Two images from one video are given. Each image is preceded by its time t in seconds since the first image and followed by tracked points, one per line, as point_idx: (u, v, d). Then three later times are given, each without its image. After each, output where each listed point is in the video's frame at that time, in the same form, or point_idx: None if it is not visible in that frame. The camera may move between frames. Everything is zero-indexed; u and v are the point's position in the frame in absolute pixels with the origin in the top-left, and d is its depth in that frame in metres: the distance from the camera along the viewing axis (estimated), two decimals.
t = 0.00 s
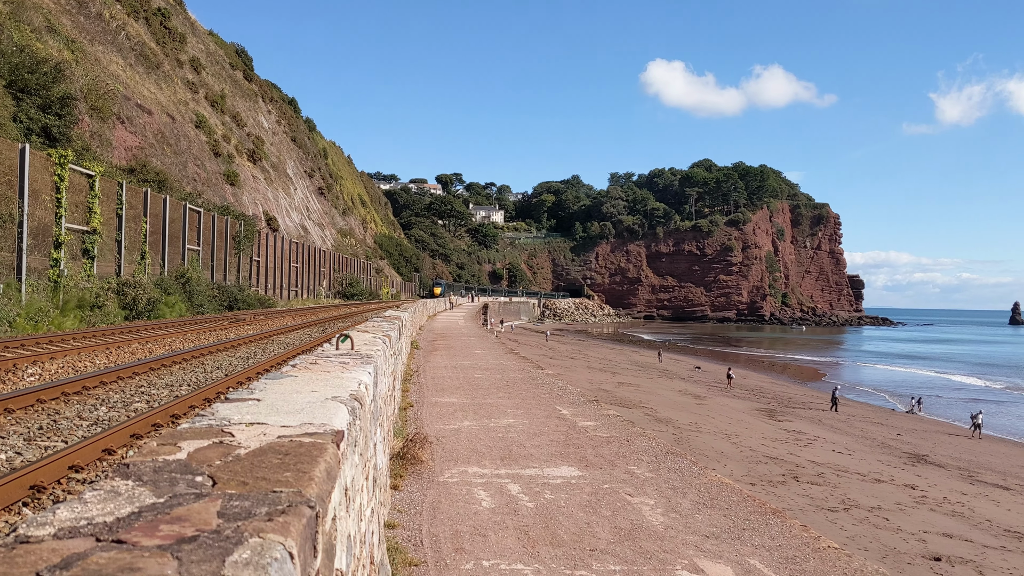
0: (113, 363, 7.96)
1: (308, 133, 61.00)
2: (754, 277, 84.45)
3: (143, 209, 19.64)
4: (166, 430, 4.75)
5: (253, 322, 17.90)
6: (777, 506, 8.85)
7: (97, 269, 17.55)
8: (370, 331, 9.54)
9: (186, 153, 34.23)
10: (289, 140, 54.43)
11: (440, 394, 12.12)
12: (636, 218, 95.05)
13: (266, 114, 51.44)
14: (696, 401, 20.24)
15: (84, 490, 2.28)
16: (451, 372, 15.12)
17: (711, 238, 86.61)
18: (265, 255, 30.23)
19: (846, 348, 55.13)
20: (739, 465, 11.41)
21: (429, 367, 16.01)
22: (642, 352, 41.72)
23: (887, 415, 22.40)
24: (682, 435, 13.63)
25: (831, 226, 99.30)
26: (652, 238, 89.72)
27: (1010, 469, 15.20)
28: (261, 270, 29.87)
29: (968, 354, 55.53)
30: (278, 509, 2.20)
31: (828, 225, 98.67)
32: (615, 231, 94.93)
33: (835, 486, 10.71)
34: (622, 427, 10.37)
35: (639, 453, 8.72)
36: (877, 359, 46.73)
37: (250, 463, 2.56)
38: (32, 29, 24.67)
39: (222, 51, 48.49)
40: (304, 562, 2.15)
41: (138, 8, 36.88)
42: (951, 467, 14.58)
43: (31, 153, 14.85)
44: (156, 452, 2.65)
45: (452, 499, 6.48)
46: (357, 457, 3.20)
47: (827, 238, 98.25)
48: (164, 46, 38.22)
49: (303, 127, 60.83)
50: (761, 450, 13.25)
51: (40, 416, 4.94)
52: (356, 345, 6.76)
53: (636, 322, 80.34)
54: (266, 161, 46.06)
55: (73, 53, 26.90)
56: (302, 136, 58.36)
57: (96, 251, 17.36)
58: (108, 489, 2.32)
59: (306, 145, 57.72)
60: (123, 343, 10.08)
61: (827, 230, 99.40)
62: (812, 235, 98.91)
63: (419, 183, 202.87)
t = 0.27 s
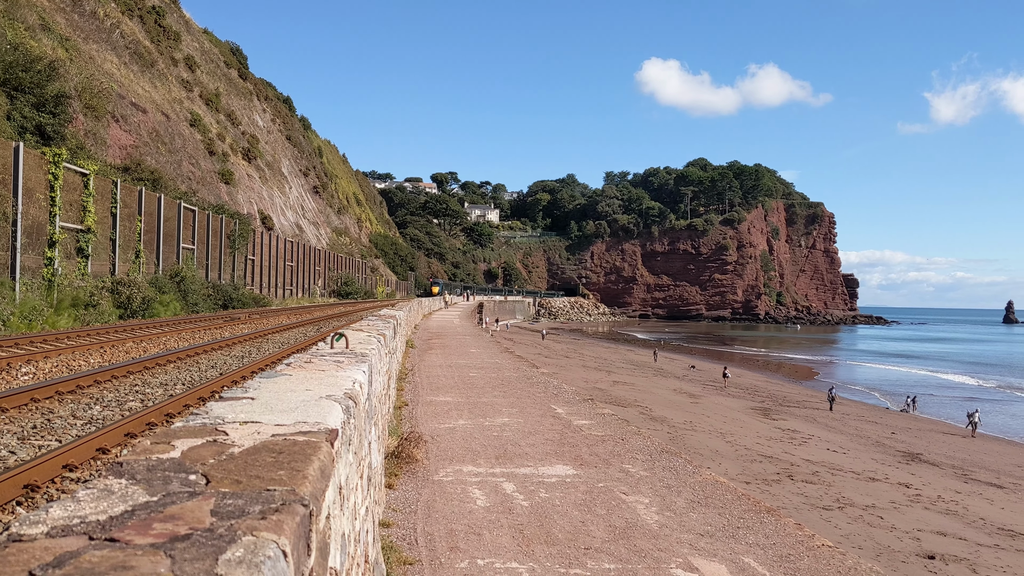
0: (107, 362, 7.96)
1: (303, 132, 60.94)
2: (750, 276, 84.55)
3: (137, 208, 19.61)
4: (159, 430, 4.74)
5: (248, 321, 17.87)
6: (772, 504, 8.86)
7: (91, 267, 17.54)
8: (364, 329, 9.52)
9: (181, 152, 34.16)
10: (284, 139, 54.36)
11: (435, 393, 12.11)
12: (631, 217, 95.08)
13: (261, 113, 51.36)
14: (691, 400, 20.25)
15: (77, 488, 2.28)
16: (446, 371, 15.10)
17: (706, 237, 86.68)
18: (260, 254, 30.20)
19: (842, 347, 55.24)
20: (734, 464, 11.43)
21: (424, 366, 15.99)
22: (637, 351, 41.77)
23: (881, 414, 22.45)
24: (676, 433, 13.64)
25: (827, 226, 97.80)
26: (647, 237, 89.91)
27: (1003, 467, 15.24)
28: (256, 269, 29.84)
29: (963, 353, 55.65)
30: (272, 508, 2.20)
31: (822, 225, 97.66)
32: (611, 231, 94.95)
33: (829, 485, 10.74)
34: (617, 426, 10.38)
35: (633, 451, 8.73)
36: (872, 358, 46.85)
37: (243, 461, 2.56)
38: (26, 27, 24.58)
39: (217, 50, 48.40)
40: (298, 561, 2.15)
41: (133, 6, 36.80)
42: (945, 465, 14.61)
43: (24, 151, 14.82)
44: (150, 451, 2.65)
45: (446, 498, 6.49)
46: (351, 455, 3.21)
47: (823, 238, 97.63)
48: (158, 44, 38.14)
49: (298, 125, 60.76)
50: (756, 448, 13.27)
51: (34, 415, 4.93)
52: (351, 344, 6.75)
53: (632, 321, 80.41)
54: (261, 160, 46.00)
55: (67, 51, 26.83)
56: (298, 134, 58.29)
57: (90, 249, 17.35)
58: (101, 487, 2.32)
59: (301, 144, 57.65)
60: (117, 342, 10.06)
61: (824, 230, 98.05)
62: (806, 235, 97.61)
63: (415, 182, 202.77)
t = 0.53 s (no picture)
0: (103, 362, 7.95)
1: (299, 131, 60.91)
2: (746, 275, 84.67)
3: (134, 207, 19.59)
4: (155, 429, 4.74)
5: (245, 320, 17.84)
6: (768, 504, 8.87)
7: (88, 266, 17.53)
8: (360, 329, 9.52)
9: (177, 152, 34.11)
10: (281, 138, 54.33)
11: (431, 392, 12.11)
12: (628, 216, 95.14)
13: (257, 112, 51.32)
14: (687, 400, 20.27)
15: (73, 488, 2.28)
16: (442, 370, 15.09)
17: (702, 237, 86.76)
18: (256, 253, 30.17)
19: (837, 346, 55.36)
20: (730, 463, 11.45)
21: (420, 365, 15.98)
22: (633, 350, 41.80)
23: (877, 413, 22.47)
24: (673, 433, 13.65)
25: (822, 225, 99.30)
26: (644, 237, 90.85)
27: (999, 467, 15.27)
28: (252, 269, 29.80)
29: (958, 353, 55.80)
30: (269, 507, 2.20)
31: (819, 224, 98.78)
32: (607, 230, 94.99)
33: (826, 484, 10.75)
34: (613, 425, 10.39)
35: (630, 451, 8.74)
36: (867, 357, 46.98)
37: (240, 461, 2.56)
38: (23, 26, 24.50)
39: (214, 49, 48.33)
40: (294, 560, 2.15)
41: (129, 5, 36.73)
42: (941, 464, 14.64)
43: (20, 150, 14.79)
44: (146, 450, 2.65)
45: (443, 497, 6.49)
46: (347, 455, 3.21)
47: (819, 238, 98.27)
48: (154, 43, 38.08)
49: (295, 125, 60.72)
50: (752, 448, 13.28)
51: (30, 415, 4.92)
52: (348, 343, 6.75)
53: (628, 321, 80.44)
54: (258, 159, 45.96)
55: (63, 50, 26.79)
56: (294, 134, 58.24)
57: (87, 249, 17.33)
58: (97, 487, 2.32)
59: (297, 144, 57.61)
60: (113, 342, 10.05)
61: (819, 229, 99.31)
62: (803, 233, 99.03)
63: (411, 182, 202.74)
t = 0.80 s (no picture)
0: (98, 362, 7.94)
1: (296, 131, 60.85)
2: (743, 276, 84.76)
3: (130, 207, 19.55)
4: (151, 429, 4.73)
5: (241, 321, 17.82)
6: (764, 504, 8.88)
7: (83, 266, 17.52)
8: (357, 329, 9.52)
9: (173, 151, 34.06)
10: (277, 138, 54.28)
11: (428, 393, 12.11)
12: (625, 216, 95.16)
13: (254, 112, 51.27)
14: (684, 400, 20.30)
15: (68, 489, 2.27)
16: (439, 371, 15.09)
17: (698, 237, 86.81)
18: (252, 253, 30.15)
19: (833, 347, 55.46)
20: (726, 463, 11.47)
21: (416, 366, 15.97)
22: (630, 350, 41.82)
23: (873, 414, 22.52)
24: (669, 433, 13.67)
25: (819, 225, 99.55)
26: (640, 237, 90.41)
27: (995, 467, 15.30)
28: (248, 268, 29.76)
29: (953, 353, 55.94)
30: (265, 508, 2.19)
31: (815, 224, 99.04)
32: (604, 230, 94.97)
33: (822, 484, 10.77)
34: (609, 425, 10.40)
35: (626, 451, 8.74)
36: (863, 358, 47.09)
37: (236, 461, 2.56)
38: (18, 25, 24.44)
39: (210, 49, 48.25)
40: (290, 560, 2.15)
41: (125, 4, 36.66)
42: (936, 465, 14.67)
43: (16, 150, 14.76)
44: (142, 451, 2.65)
45: (439, 497, 6.49)
46: (343, 455, 3.21)
47: (815, 238, 98.46)
48: (151, 42, 38.01)
49: (291, 125, 60.66)
50: (749, 448, 13.29)
51: (26, 414, 4.91)
52: (344, 344, 6.77)
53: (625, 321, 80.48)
54: (254, 159, 45.92)
55: (59, 49, 26.74)
56: (290, 133, 58.17)
57: (82, 248, 17.32)
58: (93, 487, 2.32)
59: (294, 143, 57.56)
60: (109, 342, 10.04)
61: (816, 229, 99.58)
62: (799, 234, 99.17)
63: (408, 182, 202.57)
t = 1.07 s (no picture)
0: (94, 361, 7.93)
1: (292, 131, 60.81)
2: (738, 276, 84.83)
3: (125, 207, 19.52)
4: (147, 429, 4.73)
5: (237, 320, 17.80)
6: (760, 504, 8.89)
7: (79, 266, 17.53)
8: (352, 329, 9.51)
9: (168, 151, 34.02)
10: (273, 138, 54.23)
11: (424, 393, 12.11)
12: (621, 216, 95.18)
13: (249, 112, 51.19)
14: (679, 400, 20.32)
15: (63, 489, 2.27)
16: (435, 371, 15.09)
17: (695, 237, 86.87)
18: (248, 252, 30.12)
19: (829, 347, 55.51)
20: (722, 463, 11.49)
21: (412, 366, 15.97)
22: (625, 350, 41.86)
23: (869, 414, 22.56)
24: (665, 433, 13.68)
25: (814, 225, 99.16)
26: (636, 237, 90.75)
27: (990, 467, 15.33)
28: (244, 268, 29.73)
29: (949, 354, 56.06)
30: (260, 507, 2.19)
31: (811, 225, 98.80)
32: (600, 230, 94.96)
33: (817, 484, 10.79)
34: (605, 425, 10.41)
35: (622, 451, 8.75)
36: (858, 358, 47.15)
37: (231, 461, 2.55)
38: (14, 25, 24.37)
39: (206, 48, 48.18)
40: (285, 560, 2.15)
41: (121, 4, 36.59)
42: (931, 465, 14.70)
43: (11, 150, 14.73)
44: (137, 450, 2.65)
45: (435, 497, 6.49)
46: (339, 454, 3.20)
47: (811, 239, 98.34)
48: (146, 42, 37.94)
49: (288, 125, 60.61)
50: (744, 448, 13.31)
51: (21, 415, 4.91)
52: (339, 343, 6.76)
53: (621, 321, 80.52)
54: (250, 159, 45.87)
55: (54, 49, 26.68)
56: (286, 133, 58.10)
57: (77, 248, 17.33)
58: (88, 487, 2.32)
59: (290, 143, 57.51)
60: (104, 341, 10.03)
61: (812, 229, 99.07)
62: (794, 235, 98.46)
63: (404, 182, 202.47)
